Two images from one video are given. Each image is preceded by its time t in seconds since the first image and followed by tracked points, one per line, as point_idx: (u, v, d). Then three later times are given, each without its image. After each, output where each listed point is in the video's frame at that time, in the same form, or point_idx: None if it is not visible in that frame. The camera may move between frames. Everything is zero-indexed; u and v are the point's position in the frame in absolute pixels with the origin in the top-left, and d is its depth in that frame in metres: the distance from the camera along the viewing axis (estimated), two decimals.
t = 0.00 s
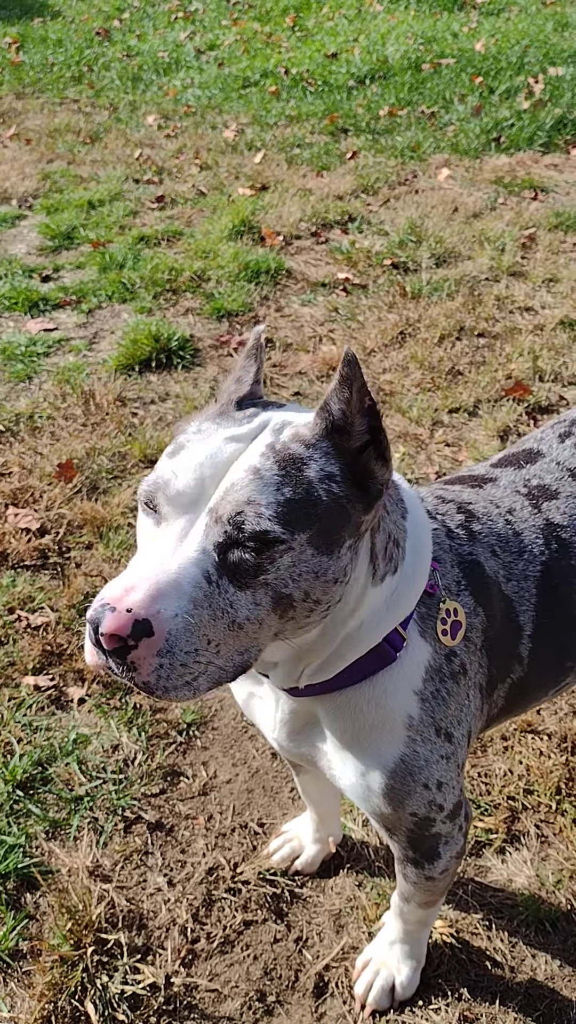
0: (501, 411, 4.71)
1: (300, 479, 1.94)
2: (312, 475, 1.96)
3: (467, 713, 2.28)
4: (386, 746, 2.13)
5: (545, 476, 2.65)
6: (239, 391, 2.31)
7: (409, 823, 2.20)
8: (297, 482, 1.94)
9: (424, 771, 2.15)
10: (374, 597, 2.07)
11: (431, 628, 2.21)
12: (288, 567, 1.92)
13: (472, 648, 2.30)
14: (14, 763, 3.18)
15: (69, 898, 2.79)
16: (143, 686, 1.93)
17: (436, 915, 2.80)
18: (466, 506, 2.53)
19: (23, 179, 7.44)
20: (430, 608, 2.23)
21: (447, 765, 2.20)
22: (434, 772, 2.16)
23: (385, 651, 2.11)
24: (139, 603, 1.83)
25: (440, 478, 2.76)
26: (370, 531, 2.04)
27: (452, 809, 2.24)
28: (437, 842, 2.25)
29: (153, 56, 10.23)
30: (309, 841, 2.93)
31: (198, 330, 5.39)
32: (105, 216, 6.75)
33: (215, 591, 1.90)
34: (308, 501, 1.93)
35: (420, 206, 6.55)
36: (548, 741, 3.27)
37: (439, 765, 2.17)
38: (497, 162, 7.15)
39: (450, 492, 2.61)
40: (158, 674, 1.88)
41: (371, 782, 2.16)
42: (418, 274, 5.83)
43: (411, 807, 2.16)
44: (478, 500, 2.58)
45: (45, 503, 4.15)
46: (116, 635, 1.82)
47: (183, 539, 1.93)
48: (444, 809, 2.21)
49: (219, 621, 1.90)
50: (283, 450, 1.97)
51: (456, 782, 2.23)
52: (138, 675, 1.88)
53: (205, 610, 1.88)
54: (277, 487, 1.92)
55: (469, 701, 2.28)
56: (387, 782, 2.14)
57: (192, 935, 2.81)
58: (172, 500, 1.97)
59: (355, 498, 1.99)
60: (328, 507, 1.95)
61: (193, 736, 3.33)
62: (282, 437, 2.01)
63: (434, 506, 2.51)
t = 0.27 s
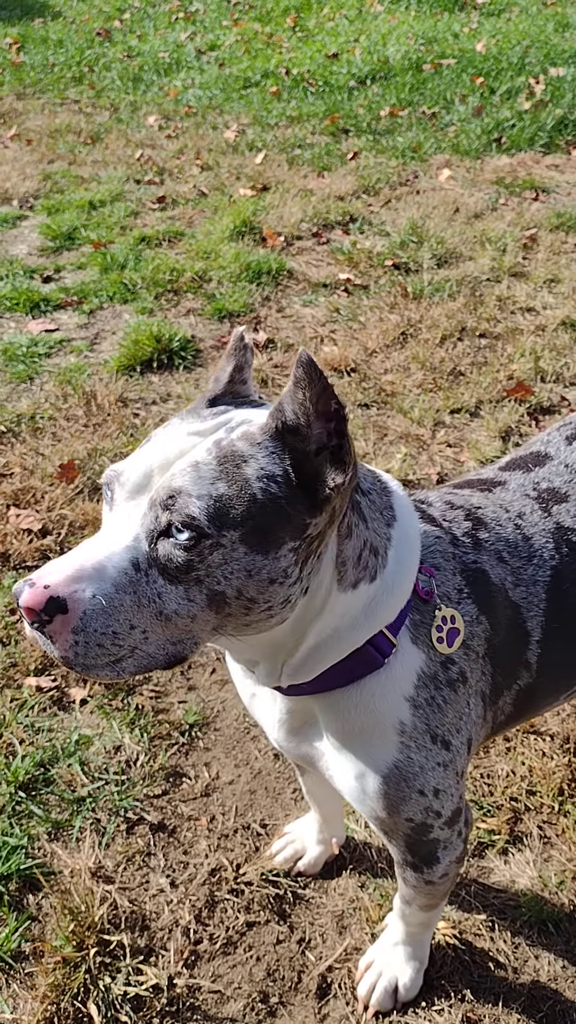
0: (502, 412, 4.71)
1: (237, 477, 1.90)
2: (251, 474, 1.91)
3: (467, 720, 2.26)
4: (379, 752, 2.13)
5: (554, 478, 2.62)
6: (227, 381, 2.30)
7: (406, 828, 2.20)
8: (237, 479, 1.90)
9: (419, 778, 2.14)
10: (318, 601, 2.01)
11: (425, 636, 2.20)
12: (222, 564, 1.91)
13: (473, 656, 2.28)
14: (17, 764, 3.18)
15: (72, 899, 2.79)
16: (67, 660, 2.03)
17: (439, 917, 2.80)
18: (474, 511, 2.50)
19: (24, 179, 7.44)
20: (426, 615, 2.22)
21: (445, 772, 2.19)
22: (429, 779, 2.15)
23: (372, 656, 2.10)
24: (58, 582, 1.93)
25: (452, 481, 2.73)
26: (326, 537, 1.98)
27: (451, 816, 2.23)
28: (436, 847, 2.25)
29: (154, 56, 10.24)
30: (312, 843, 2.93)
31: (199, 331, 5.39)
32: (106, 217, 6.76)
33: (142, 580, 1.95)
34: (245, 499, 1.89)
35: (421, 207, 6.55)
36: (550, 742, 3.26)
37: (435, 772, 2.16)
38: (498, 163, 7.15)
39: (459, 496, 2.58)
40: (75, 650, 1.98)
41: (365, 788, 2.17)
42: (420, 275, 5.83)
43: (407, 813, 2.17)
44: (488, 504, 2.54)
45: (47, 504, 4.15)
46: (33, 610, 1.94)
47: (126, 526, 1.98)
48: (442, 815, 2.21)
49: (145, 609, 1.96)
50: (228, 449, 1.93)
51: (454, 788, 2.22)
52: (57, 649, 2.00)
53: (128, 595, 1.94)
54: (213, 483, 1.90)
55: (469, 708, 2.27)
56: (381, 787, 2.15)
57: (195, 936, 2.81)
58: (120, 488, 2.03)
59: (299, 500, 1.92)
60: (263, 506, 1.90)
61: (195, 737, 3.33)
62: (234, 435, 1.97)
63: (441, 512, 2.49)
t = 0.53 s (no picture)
0: (504, 412, 4.71)
1: (207, 461, 1.89)
2: (222, 459, 1.89)
3: (461, 724, 2.24)
4: (369, 752, 2.12)
5: (561, 482, 2.58)
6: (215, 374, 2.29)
7: (398, 831, 2.19)
8: (207, 463, 1.89)
9: (409, 780, 2.13)
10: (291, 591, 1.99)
11: (416, 637, 2.17)
12: (187, 546, 1.91)
13: (469, 660, 2.26)
14: (18, 765, 3.18)
15: (73, 899, 2.79)
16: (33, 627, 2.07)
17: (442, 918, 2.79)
18: (480, 513, 2.46)
19: (25, 179, 7.45)
20: (418, 617, 2.19)
21: (436, 775, 2.17)
22: (420, 782, 2.14)
23: (358, 656, 2.08)
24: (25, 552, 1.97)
25: (460, 482, 2.69)
26: (300, 528, 1.95)
27: (444, 820, 2.21)
28: (430, 851, 2.24)
29: (155, 57, 10.24)
30: (314, 844, 2.93)
31: (201, 331, 5.38)
32: (108, 217, 6.76)
33: (107, 555, 1.97)
34: (213, 484, 1.88)
35: (422, 207, 6.54)
36: (552, 743, 3.26)
37: (426, 775, 2.15)
38: (499, 162, 7.16)
39: (465, 498, 2.54)
40: (41, 619, 2.02)
41: (357, 789, 2.17)
42: (421, 274, 5.83)
43: (397, 814, 2.16)
44: (494, 508, 2.50)
45: (49, 504, 4.14)
46: None
47: (99, 503, 2.01)
48: (435, 819, 2.19)
49: (109, 584, 1.97)
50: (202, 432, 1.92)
51: (447, 792, 2.20)
52: (24, 617, 2.03)
53: (92, 569, 1.96)
54: (182, 466, 1.89)
55: (464, 712, 2.25)
56: (371, 787, 2.14)
57: (197, 937, 2.80)
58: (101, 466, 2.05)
59: (268, 488, 1.90)
60: (230, 491, 1.88)
61: (196, 737, 3.32)
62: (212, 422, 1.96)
63: (445, 514, 2.44)
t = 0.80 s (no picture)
0: (505, 412, 4.71)
1: (208, 432, 1.91)
2: (224, 432, 1.91)
3: (457, 726, 2.22)
4: (361, 750, 2.12)
5: (566, 486, 2.55)
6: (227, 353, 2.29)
7: (391, 831, 2.19)
8: (208, 433, 1.91)
9: (402, 780, 2.12)
10: (285, 570, 1.98)
11: (412, 638, 2.16)
12: (181, 512, 1.93)
13: (467, 662, 2.23)
14: (20, 765, 3.18)
15: (75, 899, 2.79)
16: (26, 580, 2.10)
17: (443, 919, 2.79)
18: (484, 516, 2.44)
19: (26, 179, 7.45)
20: (414, 617, 2.18)
21: (430, 776, 2.16)
22: (414, 783, 2.13)
23: (353, 652, 2.08)
24: (26, 503, 2.02)
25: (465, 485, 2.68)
26: (298, 509, 1.96)
27: (438, 821, 2.21)
28: (424, 851, 2.24)
29: (156, 57, 10.25)
30: (316, 845, 2.92)
31: (202, 332, 5.39)
32: (109, 217, 6.76)
33: (104, 515, 1.99)
34: (211, 454, 1.90)
35: (423, 208, 6.54)
36: (554, 743, 3.26)
37: (419, 776, 2.14)
38: (500, 163, 7.16)
39: (471, 501, 2.52)
40: (36, 573, 2.04)
41: (350, 787, 2.17)
42: (422, 275, 5.83)
43: (391, 814, 2.16)
44: (499, 511, 2.48)
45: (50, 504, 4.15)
46: None
47: (99, 466, 2.04)
48: (429, 819, 2.19)
49: (104, 543, 1.99)
50: (205, 405, 1.95)
51: (441, 793, 2.19)
52: (19, 570, 2.06)
53: (88, 527, 1.99)
54: (183, 434, 1.92)
55: (461, 715, 2.22)
56: (364, 785, 2.14)
57: (198, 938, 2.80)
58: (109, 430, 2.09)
59: (266, 464, 1.91)
60: (227, 463, 1.90)
61: (197, 737, 3.32)
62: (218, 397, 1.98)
63: (450, 516, 2.43)
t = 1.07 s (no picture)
0: (507, 412, 4.71)
1: (199, 418, 1.93)
2: (215, 420, 1.92)
3: (459, 731, 2.21)
4: (360, 751, 2.12)
5: (572, 490, 2.54)
6: (243, 345, 2.29)
7: (391, 833, 2.19)
8: (199, 419, 1.93)
9: (402, 783, 2.12)
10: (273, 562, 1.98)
11: (412, 641, 2.15)
12: (166, 494, 1.97)
13: (470, 667, 2.23)
14: (22, 765, 3.18)
15: (77, 900, 2.79)
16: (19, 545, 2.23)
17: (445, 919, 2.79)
18: (491, 519, 2.43)
19: (28, 180, 7.46)
20: (416, 621, 2.17)
21: (431, 780, 2.16)
22: (413, 786, 2.13)
23: (351, 653, 2.08)
24: (23, 471, 2.16)
25: (471, 485, 2.67)
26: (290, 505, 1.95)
27: (438, 825, 2.21)
28: (425, 854, 2.24)
29: (157, 58, 10.25)
30: (318, 845, 2.93)
31: (204, 333, 5.39)
32: (110, 218, 6.76)
33: (93, 488, 2.09)
34: (199, 440, 1.92)
35: (424, 208, 6.55)
36: (556, 743, 3.26)
37: (419, 780, 2.14)
38: (502, 163, 7.16)
39: (478, 503, 2.50)
40: (26, 538, 2.17)
41: (349, 788, 2.18)
42: (424, 275, 5.83)
43: (390, 817, 2.16)
44: (505, 514, 2.46)
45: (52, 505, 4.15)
46: None
47: (95, 444, 2.14)
48: (429, 823, 2.19)
49: (90, 515, 2.09)
50: (202, 393, 1.96)
51: (442, 797, 2.19)
52: (12, 535, 2.19)
53: (77, 499, 2.09)
54: (175, 419, 1.95)
55: (463, 720, 2.22)
56: (363, 787, 2.15)
57: (200, 938, 2.81)
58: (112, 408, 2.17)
59: (253, 455, 1.90)
60: (214, 451, 1.91)
61: (199, 738, 3.33)
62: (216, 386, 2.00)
63: (458, 518, 2.41)
